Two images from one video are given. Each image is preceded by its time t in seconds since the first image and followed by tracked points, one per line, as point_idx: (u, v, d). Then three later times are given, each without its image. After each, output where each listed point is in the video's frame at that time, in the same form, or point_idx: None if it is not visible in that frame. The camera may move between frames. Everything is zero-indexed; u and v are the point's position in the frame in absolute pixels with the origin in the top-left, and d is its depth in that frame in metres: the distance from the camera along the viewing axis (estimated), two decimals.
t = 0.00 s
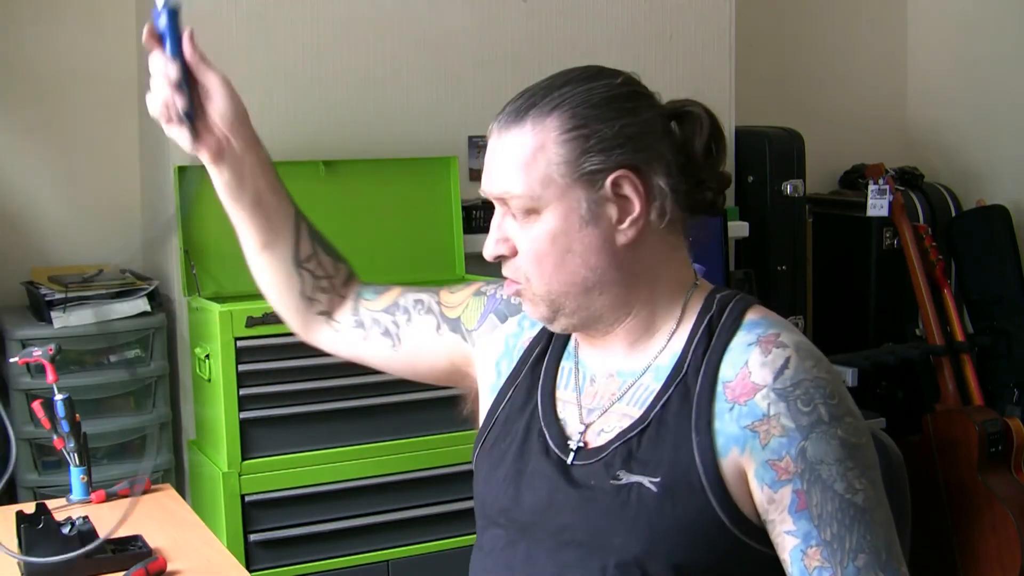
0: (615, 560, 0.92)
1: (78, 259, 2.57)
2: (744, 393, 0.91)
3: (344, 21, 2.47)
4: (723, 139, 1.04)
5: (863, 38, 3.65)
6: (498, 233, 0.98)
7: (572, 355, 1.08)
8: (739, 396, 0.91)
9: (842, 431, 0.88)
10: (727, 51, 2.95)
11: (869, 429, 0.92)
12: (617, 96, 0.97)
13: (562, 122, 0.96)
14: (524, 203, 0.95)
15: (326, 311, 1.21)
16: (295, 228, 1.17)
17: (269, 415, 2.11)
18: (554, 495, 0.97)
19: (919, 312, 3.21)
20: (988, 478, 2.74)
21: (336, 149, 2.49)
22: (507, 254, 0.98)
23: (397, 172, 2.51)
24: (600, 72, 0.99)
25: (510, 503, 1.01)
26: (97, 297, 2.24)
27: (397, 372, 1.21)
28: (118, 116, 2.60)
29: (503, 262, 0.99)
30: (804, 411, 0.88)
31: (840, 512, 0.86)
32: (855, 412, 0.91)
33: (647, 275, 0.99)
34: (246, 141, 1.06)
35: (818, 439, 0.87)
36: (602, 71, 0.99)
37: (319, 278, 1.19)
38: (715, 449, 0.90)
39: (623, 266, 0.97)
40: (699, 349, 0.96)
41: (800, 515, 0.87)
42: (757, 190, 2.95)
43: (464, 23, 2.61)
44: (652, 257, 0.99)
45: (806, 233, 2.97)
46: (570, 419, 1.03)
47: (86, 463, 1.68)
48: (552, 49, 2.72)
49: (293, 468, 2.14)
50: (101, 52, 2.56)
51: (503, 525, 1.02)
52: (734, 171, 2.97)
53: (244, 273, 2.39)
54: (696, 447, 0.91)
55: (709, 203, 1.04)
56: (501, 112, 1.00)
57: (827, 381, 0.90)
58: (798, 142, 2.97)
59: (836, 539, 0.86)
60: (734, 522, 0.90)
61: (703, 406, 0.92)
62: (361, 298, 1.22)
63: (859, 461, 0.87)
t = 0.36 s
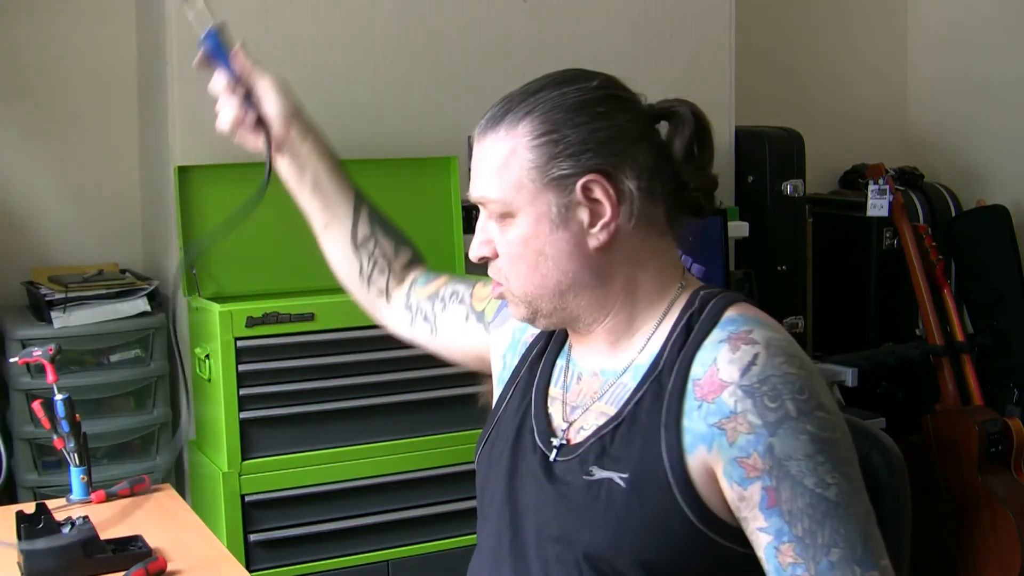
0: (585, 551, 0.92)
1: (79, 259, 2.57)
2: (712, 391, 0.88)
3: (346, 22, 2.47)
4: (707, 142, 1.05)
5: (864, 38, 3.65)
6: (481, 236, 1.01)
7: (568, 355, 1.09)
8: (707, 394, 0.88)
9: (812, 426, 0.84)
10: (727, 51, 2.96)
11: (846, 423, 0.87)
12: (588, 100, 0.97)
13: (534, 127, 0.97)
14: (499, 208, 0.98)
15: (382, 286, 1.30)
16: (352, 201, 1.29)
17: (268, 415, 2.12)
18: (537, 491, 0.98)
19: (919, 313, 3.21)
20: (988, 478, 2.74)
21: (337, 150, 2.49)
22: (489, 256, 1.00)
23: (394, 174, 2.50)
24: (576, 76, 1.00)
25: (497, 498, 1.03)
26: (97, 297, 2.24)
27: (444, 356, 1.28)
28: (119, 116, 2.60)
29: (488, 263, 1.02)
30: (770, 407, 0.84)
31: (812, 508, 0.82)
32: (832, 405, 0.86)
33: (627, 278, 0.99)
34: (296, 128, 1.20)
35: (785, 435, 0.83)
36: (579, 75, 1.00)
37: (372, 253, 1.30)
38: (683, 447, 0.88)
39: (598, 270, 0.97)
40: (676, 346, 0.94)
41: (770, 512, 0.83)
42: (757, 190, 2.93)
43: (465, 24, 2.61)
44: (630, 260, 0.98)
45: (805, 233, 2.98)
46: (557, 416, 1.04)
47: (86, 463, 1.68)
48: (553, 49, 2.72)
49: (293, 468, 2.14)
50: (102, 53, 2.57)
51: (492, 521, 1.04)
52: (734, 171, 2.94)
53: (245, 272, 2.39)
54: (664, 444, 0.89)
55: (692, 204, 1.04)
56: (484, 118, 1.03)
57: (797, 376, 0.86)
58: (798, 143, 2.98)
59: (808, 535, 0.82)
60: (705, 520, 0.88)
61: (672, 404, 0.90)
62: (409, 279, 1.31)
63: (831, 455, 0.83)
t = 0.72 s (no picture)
0: (575, 545, 0.95)
1: (79, 259, 2.57)
2: (701, 392, 0.89)
3: (345, 22, 2.47)
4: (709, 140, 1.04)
5: (864, 38, 3.65)
6: (483, 232, 1.03)
7: (572, 350, 1.11)
8: (696, 394, 0.90)
9: (798, 429, 0.84)
10: (727, 51, 2.95)
11: (836, 426, 0.87)
12: (585, 100, 0.99)
13: (532, 126, 0.99)
14: (498, 205, 1.00)
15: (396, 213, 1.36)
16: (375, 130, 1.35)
17: (268, 415, 2.11)
18: (532, 485, 1.01)
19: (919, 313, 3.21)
20: (988, 478, 2.73)
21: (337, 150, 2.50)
22: (490, 253, 1.02)
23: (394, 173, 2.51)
24: (577, 77, 1.02)
25: (496, 489, 1.06)
26: (97, 297, 2.24)
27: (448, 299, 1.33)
28: (119, 116, 2.60)
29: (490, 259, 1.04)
30: (756, 409, 0.85)
31: (794, 511, 0.83)
32: (821, 409, 0.87)
33: (624, 276, 1.00)
34: (317, 39, 1.28)
35: (771, 437, 0.84)
36: (578, 75, 1.01)
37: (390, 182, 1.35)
38: (671, 446, 0.90)
39: (595, 267, 0.98)
40: (672, 345, 0.95)
41: (754, 513, 0.84)
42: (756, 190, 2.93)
43: (464, 24, 2.61)
44: (627, 258, 0.99)
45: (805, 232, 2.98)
46: (557, 410, 1.06)
47: (87, 462, 1.68)
48: (553, 50, 2.72)
49: (293, 468, 2.14)
50: (101, 53, 2.56)
51: (489, 513, 1.06)
52: (734, 171, 2.93)
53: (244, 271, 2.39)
54: (654, 442, 0.91)
55: (694, 204, 1.04)
56: (488, 116, 1.05)
57: (786, 379, 0.87)
58: (798, 143, 2.98)
59: (789, 537, 0.83)
60: (690, 519, 0.89)
61: (664, 404, 0.92)
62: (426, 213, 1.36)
63: (816, 459, 0.84)
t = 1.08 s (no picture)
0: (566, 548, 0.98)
1: (79, 259, 2.57)
2: (686, 394, 0.91)
3: (344, 22, 2.47)
4: (701, 139, 1.04)
5: (864, 38, 3.65)
6: (479, 241, 1.07)
7: (573, 354, 1.14)
8: (682, 397, 0.92)
9: (780, 430, 0.86)
10: (727, 51, 2.95)
11: (822, 428, 0.88)
12: (566, 107, 1.01)
13: (517, 135, 1.02)
14: (489, 214, 1.03)
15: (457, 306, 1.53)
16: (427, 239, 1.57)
17: (268, 415, 2.12)
18: (529, 487, 1.04)
19: (919, 312, 3.21)
20: (988, 478, 2.73)
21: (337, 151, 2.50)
22: (485, 260, 1.06)
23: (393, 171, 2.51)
24: (561, 83, 1.04)
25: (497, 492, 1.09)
26: (97, 297, 2.24)
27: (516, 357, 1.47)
28: (118, 116, 2.60)
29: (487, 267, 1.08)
30: (739, 411, 0.87)
31: (776, 513, 0.84)
32: (806, 411, 0.88)
33: (613, 281, 1.03)
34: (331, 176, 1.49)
35: (753, 439, 0.86)
36: (564, 82, 1.03)
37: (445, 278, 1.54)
38: (657, 449, 0.92)
39: (583, 273, 1.01)
40: (664, 348, 0.98)
41: (737, 515, 0.86)
42: (757, 190, 2.93)
43: (463, 24, 2.61)
44: (616, 263, 1.02)
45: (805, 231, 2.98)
46: (556, 414, 1.09)
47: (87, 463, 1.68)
48: (552, 50, 2.72)
49: (294, 468, 2.14)
50: (103, 53, 2.57)
51: (491, 516, 1.10)
52: (734, 171, 2.94)
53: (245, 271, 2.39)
54: (641, 445, 0.93)
55: (684, 205, 1.04)
56: (481, 125, 1.08)
57: (770, 381, 0.88)
58: (798, 143, 2.99)
59: (772, 540, 0.84)
60: (673, 519, 0.92)
61: (651, 406, 0.94)
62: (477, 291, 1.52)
63: (799, 461, 0.85)
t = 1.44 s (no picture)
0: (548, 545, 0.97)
1: (79, 259, 2.57)
2: (639, 378, 0.89)
3: (345, 22, 2.47)
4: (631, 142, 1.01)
5: (864, 38, 3.65)
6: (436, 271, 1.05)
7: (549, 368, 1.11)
8: (635, 381, 0.89)
9: (729, 404, 0.82)
10: (726, 52, 2.96)
11: (776, 400, 0.84)
12: (492, 128, 0.99)
13: (450, 161, 1.00)
14: (439, 243, 1.02)
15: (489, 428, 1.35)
16: (426, 378, 1.33)
17: (269, 415, 2.12)
18: (508, 492, 1.03)
19: (919, 313, 3.21)
20: (988, 478, 2.73)
21: (336, 150, 2.50)
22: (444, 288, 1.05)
23: (392, 172, 2.50)
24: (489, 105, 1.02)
25: (485, 497, 1.08)
26: (97, 297, 2.24)
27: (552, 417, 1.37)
28: (119, 116, 2.60)
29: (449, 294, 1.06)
30: (686, 389, 0.84)
31: (728, 484, 0.80)
32: (758, 380, 0.84)
33: (566, 291, 0.99)
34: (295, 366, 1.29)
35: (701, 414, 0.82)
36: (491, 104, 1.02)
37: (465, 407, 1.33)
38: (616, 435, 0.90)
39: (533, 288, 0.99)
40: (620, 339, 0.95)
41: (692, 492, 0.82)
42: (756, 190, 2.95)
43: (464, 24, 2.61)
44: (565, 273, 0.99)
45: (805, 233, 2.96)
46: (534, 423, 1.07)
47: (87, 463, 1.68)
48: (552, 50, 2.72)
49: (294, 468, 2.14)
50: (103, 53, 2.57)
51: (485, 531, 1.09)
52: (734, 171, 2.97)
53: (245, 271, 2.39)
54: (601, 434, 0.91)
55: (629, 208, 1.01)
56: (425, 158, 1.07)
57: (717, 356, 0.85)
58: (798, 143, 2.96)
59: (726, 512, 0.81)
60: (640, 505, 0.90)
61: (608, 393, 0.92)
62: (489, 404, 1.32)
63: (750, 431, 0.81)
